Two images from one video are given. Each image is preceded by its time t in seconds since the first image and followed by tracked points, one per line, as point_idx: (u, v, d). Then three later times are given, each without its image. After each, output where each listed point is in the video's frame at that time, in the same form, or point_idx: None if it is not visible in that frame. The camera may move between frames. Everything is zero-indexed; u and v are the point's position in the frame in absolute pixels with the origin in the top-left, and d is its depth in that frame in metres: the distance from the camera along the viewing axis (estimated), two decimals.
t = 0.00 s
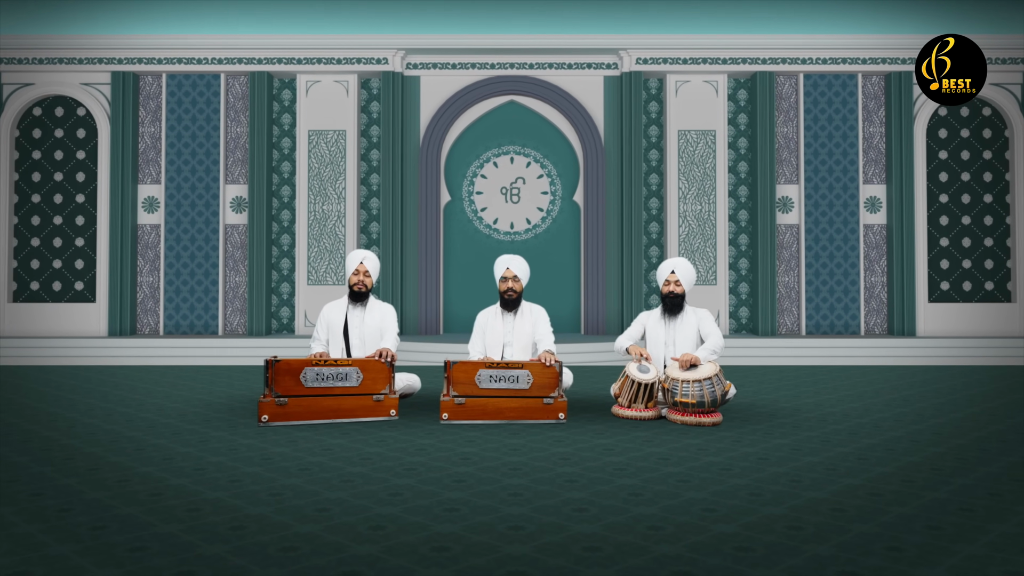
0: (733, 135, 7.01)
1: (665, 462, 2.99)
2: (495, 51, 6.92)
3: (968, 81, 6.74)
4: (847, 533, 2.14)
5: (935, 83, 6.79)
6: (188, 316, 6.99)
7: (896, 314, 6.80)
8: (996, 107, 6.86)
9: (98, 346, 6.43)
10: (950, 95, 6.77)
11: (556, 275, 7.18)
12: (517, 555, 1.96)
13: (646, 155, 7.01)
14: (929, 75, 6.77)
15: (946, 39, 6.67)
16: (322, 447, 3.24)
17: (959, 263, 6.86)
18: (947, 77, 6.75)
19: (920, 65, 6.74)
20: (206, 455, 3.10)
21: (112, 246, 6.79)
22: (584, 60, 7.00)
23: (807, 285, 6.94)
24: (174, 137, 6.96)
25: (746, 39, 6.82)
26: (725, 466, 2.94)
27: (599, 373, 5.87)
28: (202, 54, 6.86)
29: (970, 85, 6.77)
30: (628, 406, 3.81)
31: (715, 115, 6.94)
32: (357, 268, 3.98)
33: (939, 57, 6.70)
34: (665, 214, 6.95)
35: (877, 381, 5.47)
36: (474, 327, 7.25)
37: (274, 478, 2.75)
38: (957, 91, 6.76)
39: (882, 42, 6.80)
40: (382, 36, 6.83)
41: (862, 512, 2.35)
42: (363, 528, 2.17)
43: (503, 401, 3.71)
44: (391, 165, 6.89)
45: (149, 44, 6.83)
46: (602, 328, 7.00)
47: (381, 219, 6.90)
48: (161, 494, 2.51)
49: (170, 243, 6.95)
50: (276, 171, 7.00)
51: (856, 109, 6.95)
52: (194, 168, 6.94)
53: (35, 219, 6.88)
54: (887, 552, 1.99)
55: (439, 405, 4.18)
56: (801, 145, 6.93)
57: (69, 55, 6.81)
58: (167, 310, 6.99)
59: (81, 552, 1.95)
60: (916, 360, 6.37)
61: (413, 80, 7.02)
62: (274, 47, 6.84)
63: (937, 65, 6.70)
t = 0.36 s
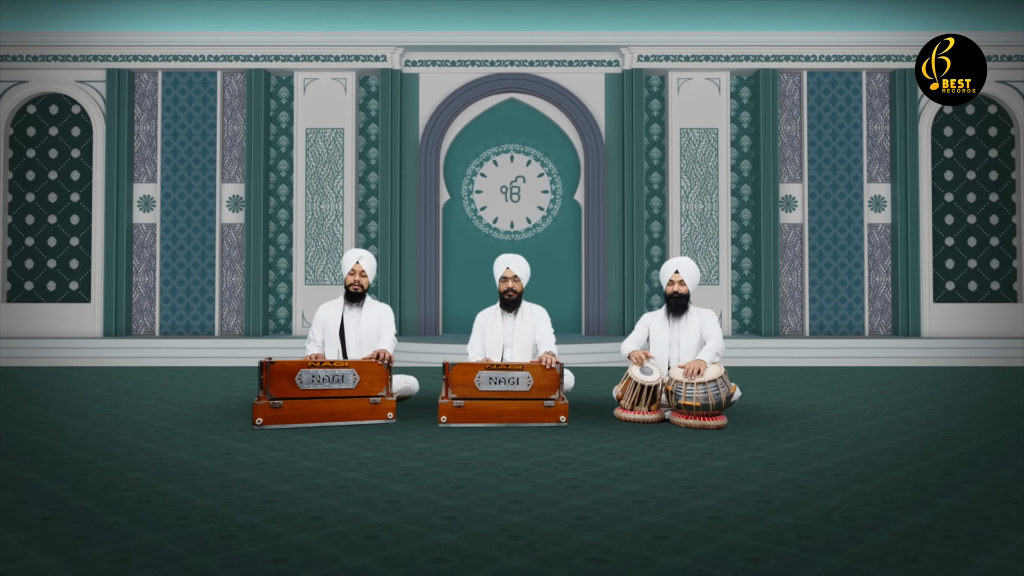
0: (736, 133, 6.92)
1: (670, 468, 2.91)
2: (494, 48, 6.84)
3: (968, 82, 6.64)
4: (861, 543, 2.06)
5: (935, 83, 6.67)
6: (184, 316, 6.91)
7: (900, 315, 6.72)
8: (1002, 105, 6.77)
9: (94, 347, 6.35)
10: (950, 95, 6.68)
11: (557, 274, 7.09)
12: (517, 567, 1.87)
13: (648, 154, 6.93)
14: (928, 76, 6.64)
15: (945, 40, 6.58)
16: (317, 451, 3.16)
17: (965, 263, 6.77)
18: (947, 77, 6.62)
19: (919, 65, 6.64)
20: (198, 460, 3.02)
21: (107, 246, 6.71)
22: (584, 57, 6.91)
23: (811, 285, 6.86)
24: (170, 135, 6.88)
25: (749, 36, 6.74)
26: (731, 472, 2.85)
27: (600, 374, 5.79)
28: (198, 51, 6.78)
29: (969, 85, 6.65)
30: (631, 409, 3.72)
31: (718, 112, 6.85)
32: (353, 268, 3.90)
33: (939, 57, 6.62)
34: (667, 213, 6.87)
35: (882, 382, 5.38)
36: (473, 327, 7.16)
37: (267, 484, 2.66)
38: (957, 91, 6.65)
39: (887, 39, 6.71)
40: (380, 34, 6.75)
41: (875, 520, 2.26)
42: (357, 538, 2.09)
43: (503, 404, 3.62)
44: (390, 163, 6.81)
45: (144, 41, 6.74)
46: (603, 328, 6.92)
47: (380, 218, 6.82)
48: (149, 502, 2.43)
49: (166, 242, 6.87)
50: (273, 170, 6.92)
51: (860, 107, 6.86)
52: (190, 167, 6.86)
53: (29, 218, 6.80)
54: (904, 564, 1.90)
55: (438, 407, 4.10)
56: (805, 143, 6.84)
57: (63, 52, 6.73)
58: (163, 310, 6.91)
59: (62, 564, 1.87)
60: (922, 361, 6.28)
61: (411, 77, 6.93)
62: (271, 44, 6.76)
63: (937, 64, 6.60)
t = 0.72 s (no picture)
0: (738, 131, 6.85)
1: (674, 473, 2.81)
2: (494, 45, 6.75)
3: (968, 81, 6.55)
4: (878, 554, 1.96)
5: (935, 83, 6.59)
6: (180, 317, 6.82)
7: (905, 315, 6.64)
8: (1008, 102, 6.68)
9: (88, 348, 6.26)
10: (949, 95, 6.60)
11: (558, 274, 7.00)
12: None
13: (649, 152, 6.85)
14: (928, 76, 6.56)
15: (945, 40, 6.50)
16: (311, 456, 3.07)
17: (971, 263, 6.69)
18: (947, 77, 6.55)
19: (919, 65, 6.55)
20: (189, 465, 2.93)
21: (102, 245, 6.62)
22: (585, 54, 6.83)
23: (815, 285, 6.78)
24: (166, 133, 6.79)
25: (752, 33, 6.65)
26: (738, 477, 2.76)
27: (601, 375, 5.70)
28: (194, 48, 6.70)
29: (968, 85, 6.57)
30: (634, 412, 3.63)
31: (721, 110, 6.77)
32: (349, 268, 3.81)
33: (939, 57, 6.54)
34: (669, 212, 6.78)
35: (888, 383, 5.29)
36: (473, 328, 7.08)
37: (259, 491, 2.57)
38: (957, 91, 6.58)
39: (892, 35, 6.63)
40: (378, 30, 6.66)
41: (890, 529, 2.16)
42: (349, 549, 1.99)
43: (502, 407, 3.54)
44: (388, 161, 6.73)
45: (139, 38, 6.65)
46: (604, 329, 6.84)
47: (378, 217, 6.74)
48: (136, 510, 2.34)
49: (162, 242, 6.79)
50: (271, 169, 6.84)
51: (864, 105, 6.78)
52: (187, 165, 6.78)
53: (23, 218, 6.72)
54: None
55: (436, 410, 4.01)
56: (809, 141, 6.76)
57: (58, 49, 6.65)
58: (159, 310, 6.83)
59: None
60: (928, 361, 6.19)
61: (410, 75, 6.85)
62: (267, 40, 6.68)
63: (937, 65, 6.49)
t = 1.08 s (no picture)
0: (741, 129, 6.76)
1: (680, 479, 2.71)
2: (494, 42, 6.67)
3: (968, 81, 6.45)
4: (896, 568, 1.86)
5: (935, 83, 6.47)
6: (175, 317, 6.74)
7: (910, 315, 6.55)
8: (1015, 100, 6.60)
9: (83, 348, 6.18)
10: (950, 96, 6.48)
11: (558, 274, 6.91)
12: None
13: (651, 150, 6.77)
14: (929, 76, 6.46)
15: (945, 39, 6.41)
16: (305, 461, 2.98)
17: (976, 263, 6.61)
18: (947, 77, 6.44)
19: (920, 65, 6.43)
20: (178, 470, 2.83)
21: (97, 245, 6.54)
22: (587, 51, 6.74)
23: (818, 285, 6.69)
24: (162, 131, 6.71)
25: (755, 29, 6.57)
26: (746, 483, 2.66)
27: (603, 376, 5.61)
28: (190, 45, 6.61)
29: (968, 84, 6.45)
30: (637, 415, 3.54)
31: (723, 108, 6.68)
32: (344, 267, 3.72)
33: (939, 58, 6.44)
34: (671, 211, 6.70)
35: (894, 385, 5.20)
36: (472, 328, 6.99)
37: (248, 497, 2.47)
38: (957, 91, 6.43)
39: (897, 32, 6.55)
40: (376, 27, 6.58)
41: (907, 540, 2.06)
42: (340, 561, 1.89)
43: (502, 410, 3.45)
44: (387, 160, 6.64)
45: (134, 34, 6.57)
46: (606, 330, 6.75)
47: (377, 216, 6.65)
48: (120, 518, 2.23)
49: (157, 241, 6.70)
50: (268, 167, 6.76)
51: (869, 103, 6.70)
52: (182, 163, 6.69)
53: (16, 217, 6.63)
54: None
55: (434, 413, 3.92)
56: (812, 139, 6.67)
57: (52, 46, 6.56)
58: (154, 311, 6.74)
59: None
60: (933, 363, 6.11)
61: (409, 72, 6.77)
62: (264, 37, 6.59)
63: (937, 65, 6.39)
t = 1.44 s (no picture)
0: (744, 127, 6.68)
1: (685, 486, 2.62)
2: (493, 39, 6.58)
3: (968, 81, 6.44)
4: None
5: (935, 83, 6.46)
6: (171, 317, 6.65)
7: (916, 316, 6.47)
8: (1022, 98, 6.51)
9: (77, 349, 6.10)
10: (950, 95, 6.46)
11: (559, 274, 6.83)
12: None
13: (653, 149, 6.68)
14: (928, 76, 6.46)
15: (945, 40, 6.37)
16: (298, 466, 2.88)
17: (983, 262, 6.52)
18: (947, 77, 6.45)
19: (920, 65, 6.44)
20: (168, 476, 2.73)
21: (92, 245, 6.46)
22: (588, 48, 6.66)
23: (823, 285, 6.60)
24: (157, 129, 6.62)
25: (758, 26, 6.48)
26: (755, 490, 2.57)
27: (604, 378, 5.52)
28: (186, 42, 6.53)
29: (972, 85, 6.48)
30: (640, 418, 3.45)
31: (726, 105, 6.60)
32: (340, 267, 3.64)
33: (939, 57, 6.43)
34: (673, 210, 6.61)
35: (901, 386, 5.11)
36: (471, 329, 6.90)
37: (238, 505, 2.38)
38: (956, 91, 6.47)
39: (902, 29, 6.46)
40: (374, 23, 6.49)
41: (925, 551, 1.97)
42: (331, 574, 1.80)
43: (502, 413, 3.36)
44: (385, 158, 6.56)
45: (129, 31, 6.48)
46: (607, 330, 6.67)
47: (375, 216, 6.57)
48: (105, 528, 2.14)
49: (152, 241, 6.61)
50: (264, 166, 6.67)
51: (874, 100, 6.61)
52: (178, 162, 6.61)
53: (10, 216, 6.54)
54: None
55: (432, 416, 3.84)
56: (816, 137, 6.59)
57: (46, 43, 6.48)
58: (149, 311, 6.65)
59: None
60: (939, 364, 6.02)
61: (408, 69, 6.68)
62: (261, 34, 6.51)
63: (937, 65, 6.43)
